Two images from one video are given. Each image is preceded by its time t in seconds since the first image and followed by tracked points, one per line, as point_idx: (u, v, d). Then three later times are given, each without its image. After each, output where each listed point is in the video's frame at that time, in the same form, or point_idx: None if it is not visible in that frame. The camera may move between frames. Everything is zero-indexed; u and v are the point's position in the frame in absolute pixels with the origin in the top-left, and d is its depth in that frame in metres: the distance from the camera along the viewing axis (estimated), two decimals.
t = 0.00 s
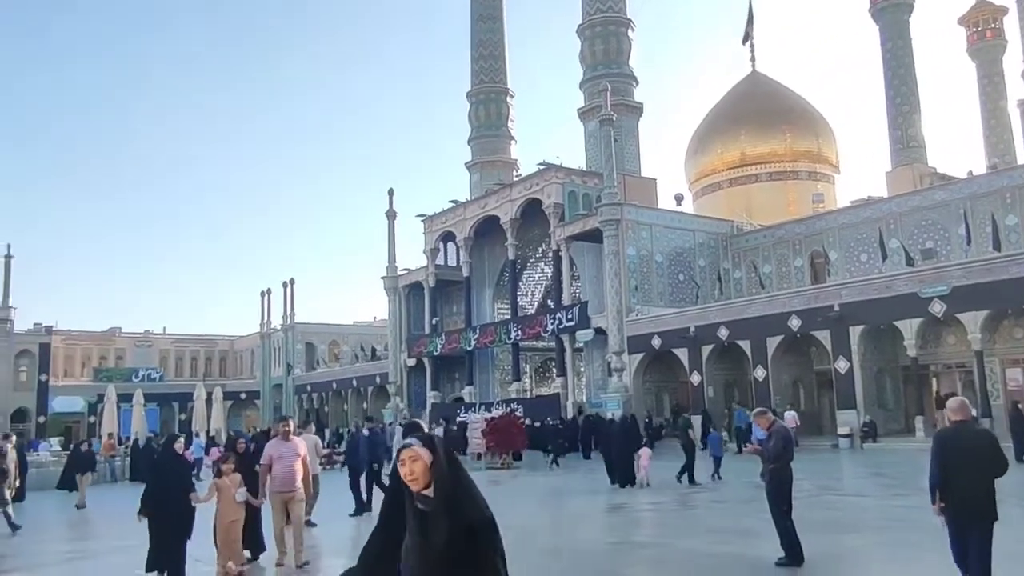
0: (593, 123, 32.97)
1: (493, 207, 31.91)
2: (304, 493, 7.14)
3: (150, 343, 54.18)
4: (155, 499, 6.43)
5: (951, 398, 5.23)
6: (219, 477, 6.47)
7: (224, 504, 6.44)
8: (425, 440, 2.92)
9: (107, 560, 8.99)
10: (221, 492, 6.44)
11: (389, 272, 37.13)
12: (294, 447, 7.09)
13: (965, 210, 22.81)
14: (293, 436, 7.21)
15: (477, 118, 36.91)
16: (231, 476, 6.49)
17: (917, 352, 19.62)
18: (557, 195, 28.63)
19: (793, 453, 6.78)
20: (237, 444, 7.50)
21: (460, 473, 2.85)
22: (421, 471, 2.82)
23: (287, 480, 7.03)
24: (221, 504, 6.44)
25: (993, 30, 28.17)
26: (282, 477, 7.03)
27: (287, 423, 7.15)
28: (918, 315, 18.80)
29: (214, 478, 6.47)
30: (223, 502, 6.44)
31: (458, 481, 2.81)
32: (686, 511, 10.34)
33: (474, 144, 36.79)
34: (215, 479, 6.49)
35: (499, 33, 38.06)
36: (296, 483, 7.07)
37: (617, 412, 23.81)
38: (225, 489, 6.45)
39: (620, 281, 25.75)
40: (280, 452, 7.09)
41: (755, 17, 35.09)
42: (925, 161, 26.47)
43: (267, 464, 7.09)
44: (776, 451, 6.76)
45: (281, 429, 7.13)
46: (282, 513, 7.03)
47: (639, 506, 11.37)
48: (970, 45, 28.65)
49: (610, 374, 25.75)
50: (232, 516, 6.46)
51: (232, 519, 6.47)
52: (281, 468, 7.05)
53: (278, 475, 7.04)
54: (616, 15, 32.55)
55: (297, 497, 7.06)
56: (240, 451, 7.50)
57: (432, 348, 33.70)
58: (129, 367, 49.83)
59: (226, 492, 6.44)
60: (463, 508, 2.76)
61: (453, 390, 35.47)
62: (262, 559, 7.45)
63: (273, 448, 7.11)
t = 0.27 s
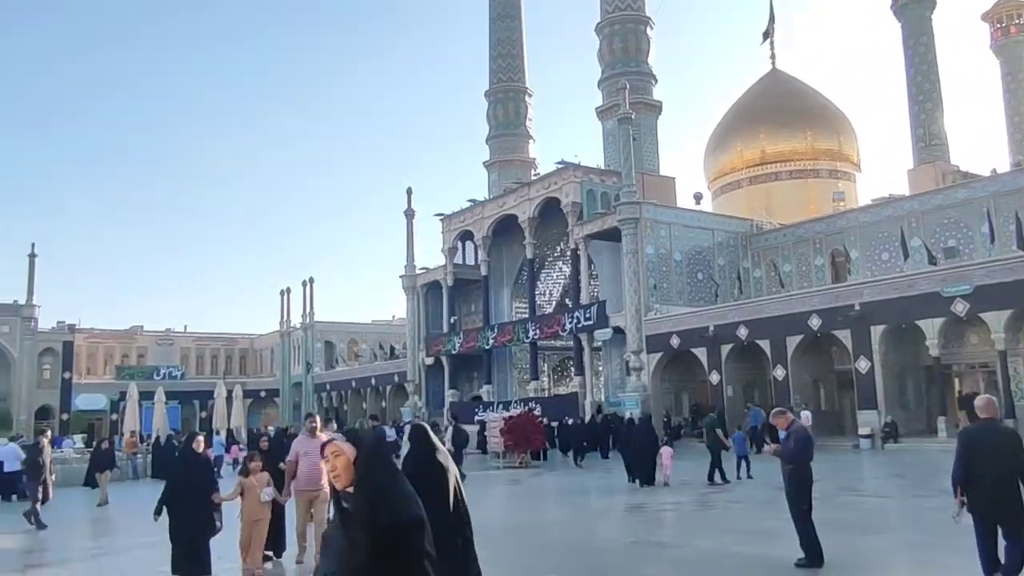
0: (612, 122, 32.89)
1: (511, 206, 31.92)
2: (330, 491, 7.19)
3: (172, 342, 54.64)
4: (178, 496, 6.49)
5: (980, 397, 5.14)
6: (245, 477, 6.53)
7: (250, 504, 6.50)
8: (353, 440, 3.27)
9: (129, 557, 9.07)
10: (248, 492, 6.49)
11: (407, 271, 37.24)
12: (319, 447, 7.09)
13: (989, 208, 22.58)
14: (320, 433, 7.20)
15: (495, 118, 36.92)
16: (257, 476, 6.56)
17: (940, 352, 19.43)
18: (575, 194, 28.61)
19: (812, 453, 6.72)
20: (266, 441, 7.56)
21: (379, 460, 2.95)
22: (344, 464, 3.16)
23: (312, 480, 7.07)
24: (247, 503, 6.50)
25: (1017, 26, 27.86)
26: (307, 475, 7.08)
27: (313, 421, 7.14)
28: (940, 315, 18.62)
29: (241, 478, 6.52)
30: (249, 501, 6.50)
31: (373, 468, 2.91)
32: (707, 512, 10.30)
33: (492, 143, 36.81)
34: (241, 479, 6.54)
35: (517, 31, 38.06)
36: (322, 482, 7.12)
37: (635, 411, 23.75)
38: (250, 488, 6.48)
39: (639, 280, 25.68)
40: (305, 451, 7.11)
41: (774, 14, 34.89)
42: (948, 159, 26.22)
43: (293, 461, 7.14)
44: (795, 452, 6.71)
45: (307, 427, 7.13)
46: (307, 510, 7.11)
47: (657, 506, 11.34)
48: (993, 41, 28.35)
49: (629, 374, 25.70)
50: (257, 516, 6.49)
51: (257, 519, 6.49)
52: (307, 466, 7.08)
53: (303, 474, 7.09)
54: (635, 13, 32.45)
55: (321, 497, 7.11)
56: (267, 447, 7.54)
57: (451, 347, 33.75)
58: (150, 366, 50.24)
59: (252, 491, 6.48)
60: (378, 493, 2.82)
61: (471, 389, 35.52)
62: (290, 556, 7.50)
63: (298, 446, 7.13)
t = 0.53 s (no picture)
0: (633, 121, 32.79)
1: (532, 206, 31.91)
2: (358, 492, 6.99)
3: (196, 341, 55.11)
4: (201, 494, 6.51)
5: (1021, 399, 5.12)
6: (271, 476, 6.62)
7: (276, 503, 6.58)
8: (279, 450, 3.29)
9: (153, 554, 9.14)
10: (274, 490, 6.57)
11: (428, 271, 37.34)
12: (349, 444, 6.92)
13: (1016, 207, 22.28)
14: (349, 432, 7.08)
15: (516, 118, 36.93)
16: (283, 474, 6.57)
17: (966, 353, 19.20)
18: (596, 194, 28.55)
19: (837, 455, 6.66)
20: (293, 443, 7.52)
21: (308, 483, 3.15)
22: (268, 483, 3.20)
23: (339, 478, 6.87)
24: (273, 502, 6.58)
25: None
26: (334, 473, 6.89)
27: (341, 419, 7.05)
28: (966, 316, 18.39)
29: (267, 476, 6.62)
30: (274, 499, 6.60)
31: (301, 494, 3.10)
32: (728, 513, 10.26)
33: (513, 143, 36.81)
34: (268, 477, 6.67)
35: (538, 31, 38.04)
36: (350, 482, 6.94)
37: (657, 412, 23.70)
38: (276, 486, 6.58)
39: (660, 281, 25.60)
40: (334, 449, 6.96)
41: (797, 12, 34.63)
42: (974, 158, 25.91)
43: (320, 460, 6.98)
44: (819, 454, 6.66)
45: (335, 425, 7.05)
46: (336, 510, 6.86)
47: (679, 508, 11.29)
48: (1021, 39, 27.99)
49: (650, 374, 25.64)
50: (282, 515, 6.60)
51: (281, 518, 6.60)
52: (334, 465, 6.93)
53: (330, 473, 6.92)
54: (657, 12, 32.35)
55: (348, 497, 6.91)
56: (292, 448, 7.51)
57: (471, 347, 33.78)
58: (175, 364, 50.71)
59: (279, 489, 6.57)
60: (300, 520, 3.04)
61: (492, 388, 35.55)
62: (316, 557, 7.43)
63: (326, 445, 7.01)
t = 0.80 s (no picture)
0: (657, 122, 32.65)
1: (555, 206, 31.88)
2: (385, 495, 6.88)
3: (222, 341, 55.63)
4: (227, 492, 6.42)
5: None
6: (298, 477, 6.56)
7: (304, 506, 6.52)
8: (181, 445, 3.28)
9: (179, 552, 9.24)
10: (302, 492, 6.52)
11: (451, 272, 37.42)
12: (376, 446, 6.87)
13: None
14: (375, 434, 6.98)
15: (539, 118, 36.92)
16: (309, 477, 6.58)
17: (996, 356, 18.93)
18: (620, 195, 28.46)
19: (864, 458, 6.60)
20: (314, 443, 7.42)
21: (208, 481, 3.14)
22: (168, 480, 3.20)
23: (367, 480, 6.78)
24: (301, 505, 6.52)
25: None
26: (361, 476, 6.79)
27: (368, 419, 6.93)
28: (996, 318, 18.13)
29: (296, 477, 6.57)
30: (303, 503, 6.52)
31: (202, 494, 3.09)
32: (753, 516, 10.18)
33: (537, 144, 36.81)
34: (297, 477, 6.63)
35: (562, 32, 38.01)
36: (378, 484, 6.85)
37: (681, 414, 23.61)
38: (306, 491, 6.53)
39: (684, 282, 25.47)
40: (361, 450, 6.87)
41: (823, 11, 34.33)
42: (1004, 158, 25.55)
43: (346, 462, 6.88)
44: (845, 457, 6.59)
45: (362, 426, 6.93)
46: (364, 513, 6.75)
47: (702, 510, 11.23)
48: None
49: (673, 375, 25.53)
50: (312, 517, 6.55)
51: (311, 520, 6.54)
52: (361, 466, 6.83)
53: (358, 475, 6.81)
54: (681, 12, 32.21)
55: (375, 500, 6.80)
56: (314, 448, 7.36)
57: (494, 348, 33.80)
58: (201, 364, 51.22)
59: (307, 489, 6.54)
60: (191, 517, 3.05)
61: (515, 389, 35.56)
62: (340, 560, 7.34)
63: (354, 445, 6.90)
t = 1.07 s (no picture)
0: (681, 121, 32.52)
1: (578, 206, 31.86)
2: (410, 492, 6.92)
3: (246, 340, 56.07)
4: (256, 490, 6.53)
5: None
6: (321, 477, 6.59)
7: (330, 506, 6.53)
8: (80, 455, 3.24)
9: (206, 547, 9.36)
10: (327, 492, 6.54)
11: (474, 271, 37.46)
12: (401, 444, 6.89)
13: None
14: (398, 432, 6.99)
15: (562, 118, 36.86)
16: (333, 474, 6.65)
17: None
18: (642, 194, 28.38)
19: (890, 460, 6.52)
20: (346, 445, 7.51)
21: (105, 496, 3.13)
22: (67, 492, 3.18)
23: (391, 479, 6.81)
24: (325, 502, 6.54)
25: None
26: (386, 474, 6.82)
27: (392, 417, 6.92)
28: None
29: (319, 476, 6.60)
30: (329, 503, 6.53)
31: (98, 508, 3.11)
32: (779, 517, 10.12)
33: (559, 144, 36.76)
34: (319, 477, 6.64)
35: (585, 31, 37.92)
36: (402, 482, 6.87)
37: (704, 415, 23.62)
38: (331, 492, 6.54)
39: (707, 282, 25.34)
40: (386, 449, 6.89)
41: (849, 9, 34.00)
42: None
43: (370, 461, 6.88)
44: (871, 458, 6.52)
45: (386, 424, 6.90)
46: (388, 511, 6.80)
47: (724, 511, 11.19)
48: None
49: (697, 376, 25.42)
50: (336, 516, 6.54)
51: (337, 519, 6.55)
52: (387, 465, 6.85)
53: (383, 475, 6.85)
54: (704, 11, 32.04)
55: (400, 499, 6.83)
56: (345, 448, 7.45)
57: (517, 347, 33.80)
58: (226, 363, 51.63)
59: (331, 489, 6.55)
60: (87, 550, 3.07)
61: (537, 389, 35.54)
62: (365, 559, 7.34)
63: (378, 444, 6.91)
